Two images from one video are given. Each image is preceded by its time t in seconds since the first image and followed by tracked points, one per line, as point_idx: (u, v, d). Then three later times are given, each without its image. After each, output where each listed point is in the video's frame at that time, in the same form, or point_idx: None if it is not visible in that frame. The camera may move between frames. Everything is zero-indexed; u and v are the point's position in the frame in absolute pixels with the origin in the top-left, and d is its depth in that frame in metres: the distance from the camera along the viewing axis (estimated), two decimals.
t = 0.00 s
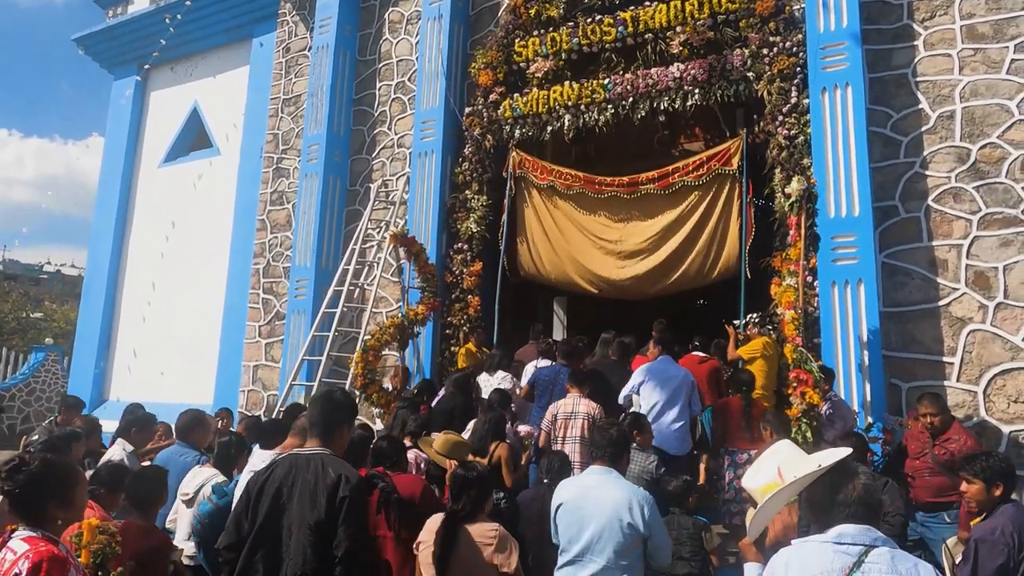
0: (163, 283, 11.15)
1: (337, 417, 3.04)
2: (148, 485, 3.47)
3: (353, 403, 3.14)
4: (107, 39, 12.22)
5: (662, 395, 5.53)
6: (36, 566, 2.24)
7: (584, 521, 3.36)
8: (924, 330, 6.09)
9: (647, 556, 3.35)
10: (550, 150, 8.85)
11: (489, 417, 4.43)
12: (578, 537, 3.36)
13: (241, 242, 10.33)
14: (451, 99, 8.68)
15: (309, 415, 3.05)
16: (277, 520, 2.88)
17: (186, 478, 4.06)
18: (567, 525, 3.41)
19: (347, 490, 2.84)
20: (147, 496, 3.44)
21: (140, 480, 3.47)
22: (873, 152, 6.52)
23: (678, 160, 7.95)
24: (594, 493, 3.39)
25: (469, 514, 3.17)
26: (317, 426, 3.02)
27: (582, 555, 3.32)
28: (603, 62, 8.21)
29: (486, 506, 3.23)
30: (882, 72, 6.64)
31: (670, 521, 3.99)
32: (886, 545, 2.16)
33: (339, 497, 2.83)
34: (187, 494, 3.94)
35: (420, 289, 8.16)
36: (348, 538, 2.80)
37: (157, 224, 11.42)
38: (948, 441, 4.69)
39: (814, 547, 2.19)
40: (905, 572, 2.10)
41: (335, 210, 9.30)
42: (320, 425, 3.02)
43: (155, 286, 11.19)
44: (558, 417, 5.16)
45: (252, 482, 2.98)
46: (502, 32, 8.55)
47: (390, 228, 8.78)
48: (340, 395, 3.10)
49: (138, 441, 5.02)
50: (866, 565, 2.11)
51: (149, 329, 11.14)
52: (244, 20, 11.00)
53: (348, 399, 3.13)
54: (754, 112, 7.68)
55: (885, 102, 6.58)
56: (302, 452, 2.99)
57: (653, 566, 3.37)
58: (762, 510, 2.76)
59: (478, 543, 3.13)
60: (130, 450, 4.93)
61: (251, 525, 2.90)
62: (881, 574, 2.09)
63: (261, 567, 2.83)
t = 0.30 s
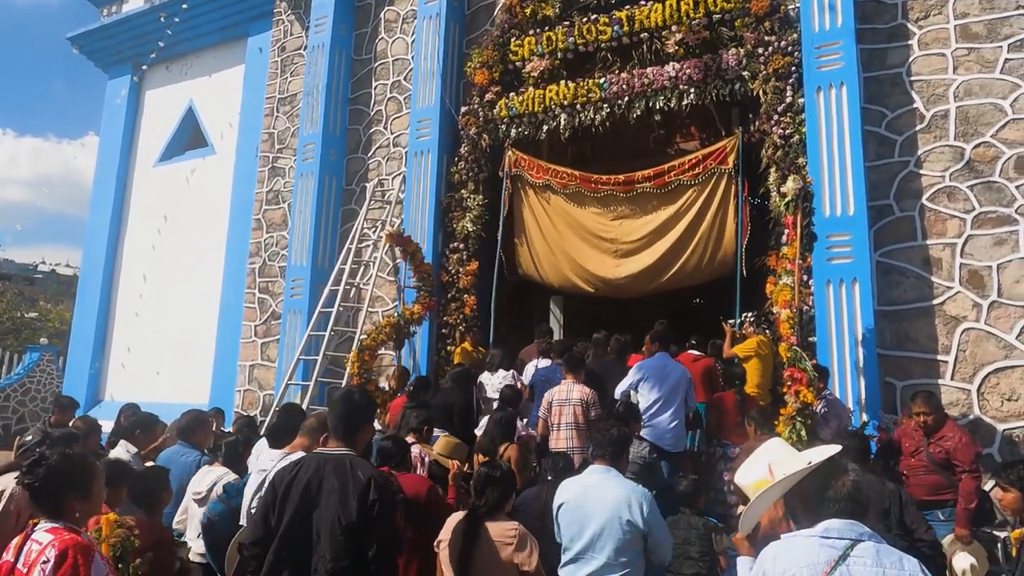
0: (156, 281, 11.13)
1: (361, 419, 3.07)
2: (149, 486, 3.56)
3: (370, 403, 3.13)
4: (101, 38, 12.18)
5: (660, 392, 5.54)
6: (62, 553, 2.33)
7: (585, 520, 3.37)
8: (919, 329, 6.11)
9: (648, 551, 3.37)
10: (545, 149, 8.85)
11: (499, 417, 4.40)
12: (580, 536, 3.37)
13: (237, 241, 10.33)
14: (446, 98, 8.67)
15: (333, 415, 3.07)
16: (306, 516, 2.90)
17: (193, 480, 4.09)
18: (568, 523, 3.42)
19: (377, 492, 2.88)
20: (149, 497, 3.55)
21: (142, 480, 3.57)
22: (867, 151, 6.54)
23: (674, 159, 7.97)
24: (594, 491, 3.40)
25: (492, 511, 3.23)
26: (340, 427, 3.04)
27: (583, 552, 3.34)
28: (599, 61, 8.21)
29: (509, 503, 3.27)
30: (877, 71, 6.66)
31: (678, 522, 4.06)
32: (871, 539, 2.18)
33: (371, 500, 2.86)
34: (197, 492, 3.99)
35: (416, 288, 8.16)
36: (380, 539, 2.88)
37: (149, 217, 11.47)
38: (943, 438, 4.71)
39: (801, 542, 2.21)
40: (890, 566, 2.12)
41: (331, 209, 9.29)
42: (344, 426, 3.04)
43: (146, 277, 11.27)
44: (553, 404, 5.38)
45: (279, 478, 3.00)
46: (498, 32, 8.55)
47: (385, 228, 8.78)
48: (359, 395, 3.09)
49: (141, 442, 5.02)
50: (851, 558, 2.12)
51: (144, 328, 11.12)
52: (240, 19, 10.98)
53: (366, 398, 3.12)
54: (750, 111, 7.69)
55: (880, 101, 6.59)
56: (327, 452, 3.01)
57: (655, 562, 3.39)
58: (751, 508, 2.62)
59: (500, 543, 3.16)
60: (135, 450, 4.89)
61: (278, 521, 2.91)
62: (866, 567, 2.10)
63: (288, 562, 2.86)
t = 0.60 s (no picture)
0: (151, 280, 11.12)
1: (377, 417, 3.13)
2: (150, 487, 3.53)
3: (386, 400, 3.20)
4: (96, 37, 12.15)
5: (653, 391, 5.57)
6: (80, 549, 2.39)
7: (581, 516, 3.38)
8: (913, 327, 6.13)
9: (643, 544, 3.40)
10: (541, 149, 8.88)
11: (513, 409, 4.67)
12: (576, 532, 3.38)
13: (232, 240, 10.31)
14: (442, 98, 8.68)
15: (350, 412, 3.12)
16: (325, 512, 2.95)
17: (198, 478, 4.09)
18: (566, 520, 3.43)
19: (396, 489, 2.91)
20: (152, 499, 3.52)
21: (143, 480, 3.54)
22: (861, 151, 6.56)
23: (668, 159, 7.98)
24: (588, 488, 3.41)
25: (505, 505, 3.22)
26: (358, 425, 3.11)
27: (581, 547, 3.35)
28: (594, 61, 8.22)
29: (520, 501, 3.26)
30: (871, 71, 6.68)
31: (695, 521, 4.05)
32: (869, 536, 2.25)
33: (389, 496, 2.90)
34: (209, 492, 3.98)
35: (411, 288, 8.16)
36: (399, 537, 2.92)
37: (144, 217, 11.44)
38: (936, 437, 4.73)
39: (802, 537, 2.29)
40: (888, 562, 2.20)
41: (326, 209, 9.28)
42: (362, 424, 3.11)
43: (137, 272, 11.30)
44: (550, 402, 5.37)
45: (299, 474, 3.07)
46: (493, 31, 8.55)
47: (381, 227, 8.77)
48: (373, 393, 3.16)
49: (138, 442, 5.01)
50: (850, 554, 2.20)
51: (139, 328, 11.09)
52: (235, 18, 10.95)
53: (381, 396, 3.20)
54: (744, 111, 7.71)
55: (874, 100, 6.61)
56: (345, 449, 3.08)
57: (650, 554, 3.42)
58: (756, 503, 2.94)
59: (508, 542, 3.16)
60: (139, 451, 4.88)
61: (297, 516, 2.97)
62: (864, 563, 2.19)
63: (307, 557, 2.91)
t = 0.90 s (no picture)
0: (145, 280, 11.11)
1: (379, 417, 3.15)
2: (158, 489, 3.54)
3: (385, 401, 3.23)
4: (90, 38, 12.13)
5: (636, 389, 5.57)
6: (97, 549, 2.41)
7: (579, 513, 3.42)
8: (906, 327, 6.16)
9: (640, 539, 3.45)
10: (536, 149, 8.92)
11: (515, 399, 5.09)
12: (573, 529, 3.42)
13: (227, 241, 10.29)
14: (437, 98, 8.68)
15: (351, 412, 3.14)
16: (327, 509, 2.98)
17: (204, 481, 4.05)
18: (564, 517, 3.47)
19: (395, 485, 2.95)
20: (159, 501, 3.54)
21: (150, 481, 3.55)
22: (855, 151, 6.58)
23: (663, 159, 8.01)
24: (585, 485, 3.46)
25: (508, 505, 3.27)
26: (358, 424, 3.14)
27: (579, 542, 3.40)
28: (589, 62, 8.22)
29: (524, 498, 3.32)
30: (864, 72, 6.71)
31: (703, 520, 4.05)
32: (871, 529, 2.28)
33: (388, 492, 2.94)
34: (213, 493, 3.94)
35: (406, 289, 8.16)
36: (398, 533, 2.92)
37: (137, 217, 11.44)
38: (929, 437, 4.75)
39: (806, 528, 2.32)
40: (888, 553, 2.23)
41: (321, 210, 9.27)
42: (362, 423, 3.13)
43: (131, 271, 11.30)
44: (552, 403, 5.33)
45: (300, 472, 3.09)
46: (488, 32, 8.55)
47: (376, 228, 8.78)
48: (372, 394, 3.19)
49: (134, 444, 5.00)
50: (853, 546, 2.23)
51: (133, 328, 11.08)
52: (231, 18, 10.94)
53: (380, 397, 3.23)
54: (739, 112, 7.74)
55: (867, 102, 6.64)
56: (347, 448, 3.11)
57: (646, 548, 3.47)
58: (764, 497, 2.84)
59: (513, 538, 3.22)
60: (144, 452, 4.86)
61: (299, 513, 3.01)
62: (866, 555, 2.22)
63: (308, 553, 2.94)
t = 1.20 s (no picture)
0: (139, 282, 11.08)
1: (368, 416, 3.19)
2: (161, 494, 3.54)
3: (376, 400, 3.25)
4: (85, 40, 12.10)
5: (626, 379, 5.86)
6: (130, 557, 2.42)
7: (587, 513, 3.47)
8: (900, 329, 6.18)
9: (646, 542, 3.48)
10: (531, 150, 8.89)
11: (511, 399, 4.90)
12: (580, 529, 3.47)
13: (222, 242, 10.27)
14: (432, 100, 8.68)
15: (341, 413, 3.19)
16: (321, 508, 3.04)
17: (204, 483, 4.06)
18: (572, 518, 3.50)
19: (385, 480, 3.01)
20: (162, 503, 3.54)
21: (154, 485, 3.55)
22: (849, 153, 6.60)
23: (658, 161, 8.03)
24: (594, 486, 3.51)
25: (510, 499, 3.41)
26: (348, 425, 3.19)
27: (588, 543, 3.43)
28: (584, 64, 8.24)
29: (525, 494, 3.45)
30: (858, 74, 6.73)
31: (702, 520, 4.06)
32: (857, 523, 2.33)
33: (378, 488, 2.99)
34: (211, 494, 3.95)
35: (401, 291, 8.15)
36: (389, 528, 2.96)
37: (132, 218, 11.41)
38: (922, 439, 4.78)
39: (796, 523, 2.38)
40: (873, 547, 2.27)
41: (316, 212, 9.27)
42: (351, 424, 3.18)
43: (125, 272, 11.27)
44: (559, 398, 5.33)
45: (294, 475, 3.16)
46: (483, 34, 8.55)
47: (371, 230, 8.80)
48: (361, 395, 3.20)
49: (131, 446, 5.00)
50: (839, 539, 2.29)
51: (127, 330, 11.06)
52: (225, 20, 10.93)
53: (370, 396, 3.24)
54: (733, 114, 7.76)
55: (861, 104, 6.66)
56: (339, 448, 3.17)
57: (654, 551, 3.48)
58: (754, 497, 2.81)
59: (513, 532, 3.36)
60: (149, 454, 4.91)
61: (295, 514, 3.07)
62: (852, 548, 2.27)
63: (307, 552, 3.01)
